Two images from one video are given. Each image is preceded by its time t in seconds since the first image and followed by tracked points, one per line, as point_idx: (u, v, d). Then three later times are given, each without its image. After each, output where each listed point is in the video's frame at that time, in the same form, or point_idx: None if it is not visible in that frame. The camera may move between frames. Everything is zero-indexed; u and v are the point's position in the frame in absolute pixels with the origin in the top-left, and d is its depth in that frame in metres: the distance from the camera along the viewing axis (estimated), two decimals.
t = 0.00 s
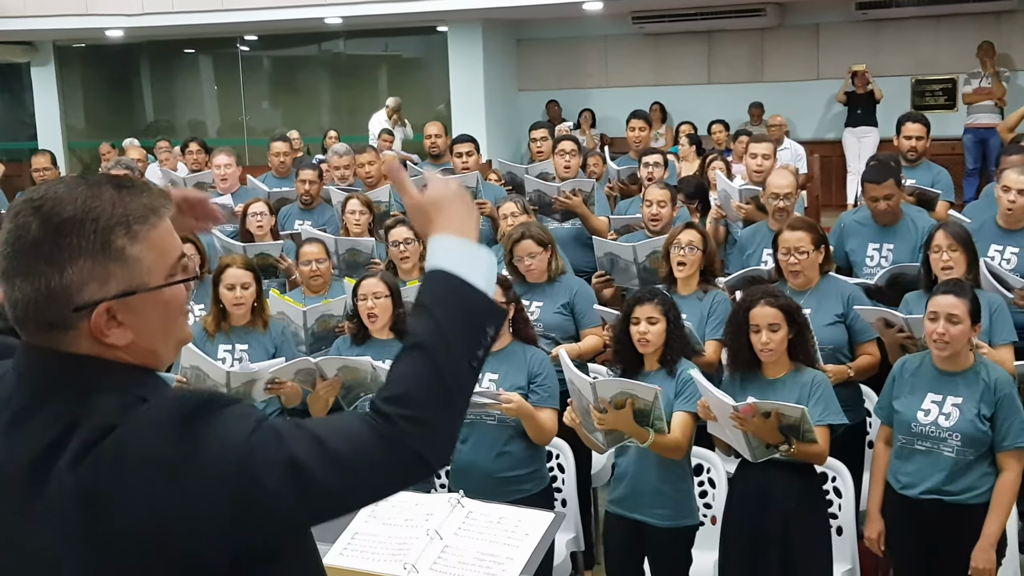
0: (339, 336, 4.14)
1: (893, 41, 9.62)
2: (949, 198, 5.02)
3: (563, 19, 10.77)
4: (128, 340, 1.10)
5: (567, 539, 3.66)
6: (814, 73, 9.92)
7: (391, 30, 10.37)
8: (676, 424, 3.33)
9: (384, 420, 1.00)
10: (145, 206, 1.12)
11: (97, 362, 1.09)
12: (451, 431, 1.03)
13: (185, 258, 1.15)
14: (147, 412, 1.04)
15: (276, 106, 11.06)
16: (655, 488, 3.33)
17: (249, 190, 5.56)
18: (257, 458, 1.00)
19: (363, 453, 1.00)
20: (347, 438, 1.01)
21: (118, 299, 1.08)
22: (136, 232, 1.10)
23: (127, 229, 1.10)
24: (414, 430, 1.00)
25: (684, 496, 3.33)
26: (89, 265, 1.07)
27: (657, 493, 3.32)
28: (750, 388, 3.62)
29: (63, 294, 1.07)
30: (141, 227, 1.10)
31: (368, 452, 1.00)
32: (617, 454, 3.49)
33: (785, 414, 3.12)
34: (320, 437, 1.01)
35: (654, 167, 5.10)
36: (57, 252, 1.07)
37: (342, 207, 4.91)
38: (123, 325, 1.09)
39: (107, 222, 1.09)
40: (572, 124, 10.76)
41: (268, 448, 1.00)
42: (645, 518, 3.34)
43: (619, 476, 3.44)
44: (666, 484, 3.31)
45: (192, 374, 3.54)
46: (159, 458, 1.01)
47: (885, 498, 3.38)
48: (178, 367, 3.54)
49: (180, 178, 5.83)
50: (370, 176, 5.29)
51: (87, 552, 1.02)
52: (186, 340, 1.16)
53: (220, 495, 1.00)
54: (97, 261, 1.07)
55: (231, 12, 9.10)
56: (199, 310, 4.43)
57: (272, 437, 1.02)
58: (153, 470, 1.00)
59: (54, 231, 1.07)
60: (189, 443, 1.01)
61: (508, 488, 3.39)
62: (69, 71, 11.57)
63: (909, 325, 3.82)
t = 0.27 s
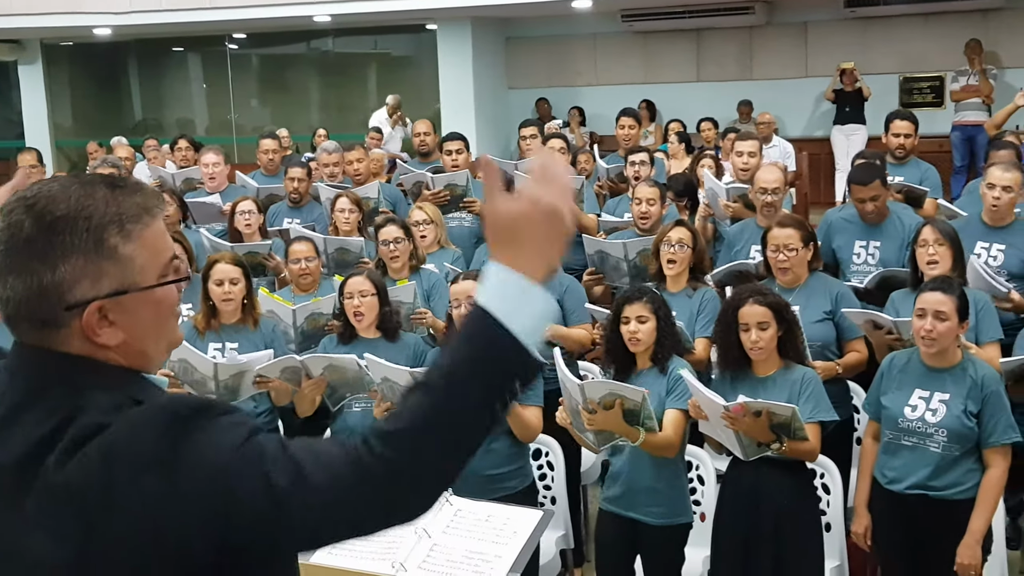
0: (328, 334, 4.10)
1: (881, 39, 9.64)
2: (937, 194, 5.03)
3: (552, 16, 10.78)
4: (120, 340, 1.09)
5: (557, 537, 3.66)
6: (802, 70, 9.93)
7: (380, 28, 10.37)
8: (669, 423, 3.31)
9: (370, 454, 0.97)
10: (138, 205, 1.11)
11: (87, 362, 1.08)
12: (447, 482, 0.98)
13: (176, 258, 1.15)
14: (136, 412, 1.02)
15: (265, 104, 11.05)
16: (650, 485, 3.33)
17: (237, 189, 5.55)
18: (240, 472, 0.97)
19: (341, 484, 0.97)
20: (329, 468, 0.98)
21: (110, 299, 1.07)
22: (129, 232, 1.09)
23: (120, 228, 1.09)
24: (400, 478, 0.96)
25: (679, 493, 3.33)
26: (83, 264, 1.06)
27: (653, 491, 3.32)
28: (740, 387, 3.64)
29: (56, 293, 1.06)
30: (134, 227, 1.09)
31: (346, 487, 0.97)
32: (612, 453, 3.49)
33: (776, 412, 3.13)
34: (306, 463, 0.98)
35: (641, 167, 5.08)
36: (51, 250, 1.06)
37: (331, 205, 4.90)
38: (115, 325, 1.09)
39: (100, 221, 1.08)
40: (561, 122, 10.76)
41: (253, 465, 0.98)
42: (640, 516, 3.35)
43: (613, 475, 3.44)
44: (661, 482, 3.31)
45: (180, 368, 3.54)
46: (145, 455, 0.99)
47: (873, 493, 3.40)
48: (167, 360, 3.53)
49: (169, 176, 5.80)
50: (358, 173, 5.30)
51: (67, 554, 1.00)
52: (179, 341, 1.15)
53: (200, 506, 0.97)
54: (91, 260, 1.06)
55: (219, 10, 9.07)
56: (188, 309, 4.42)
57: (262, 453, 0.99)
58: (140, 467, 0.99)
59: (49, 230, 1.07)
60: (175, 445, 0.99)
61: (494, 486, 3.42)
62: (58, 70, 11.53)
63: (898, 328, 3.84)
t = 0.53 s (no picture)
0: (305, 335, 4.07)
1: (858, 38, 9.70)
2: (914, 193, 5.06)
3: (531, 15, 10.79)
4: (89, 364, 1.13)
5: (536, 535, 3.67)
6: (780, 69, 9.99)
7: (359, 27, 10.35)
8: (647, 421, 3.31)
9: None
10: (106, 229, 1.16)
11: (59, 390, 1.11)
12: None
13: (145, 282, 1.20)
14: (116, 446, 1.08)
15: (243, 104, 11.01)
16: (629, 483, 3.33)
17: (214, 188, 5.52)
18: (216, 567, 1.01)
19: None
20: None
21: (80, 322, 1.12)
22: (98, 257, 1.14)
23: (90, 251, 1.14)
24: None
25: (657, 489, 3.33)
26: (53, 288, 1.11)
27: (633, 488, 3.33)
28: (719, 384, 3.66)
29: (26, 317, 1.10)
30: (103, 250, 1.15)
31: None
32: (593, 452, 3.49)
33: (755, 411, 3.14)
34: None
35: (615, 171, 5.06)
36: (20, 273, 1.10)
37: (309, 205, 4.89)
38: (84, 349, 1.13)
39: (69, 244, 1.13)
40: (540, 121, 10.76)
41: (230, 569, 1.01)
42: (620, 514, 3.36)
43: (593, 474, 3.45)
44: (641, 480, 3.33)
45: (157, 374, 3.57)
46: (131, 514, 1.01)
47: (848, 488, 3.42)
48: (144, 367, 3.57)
49: (145, 175, 5.77)
50: (336, 173, 5.28)
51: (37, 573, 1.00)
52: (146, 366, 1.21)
53: None
54: (62, 283, 1.11)
55: (197, 9, 9.02)
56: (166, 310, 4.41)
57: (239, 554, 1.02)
58: (127, 533, 1.01)
59: (18, 253, 1.11)
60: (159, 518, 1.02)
61: (467, 485, 3.48)
62: (33, 70, 11.44)
63: (874, 330, 3.86)
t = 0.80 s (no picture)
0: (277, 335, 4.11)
1: (828, 39, 9.77)
2: (883, 194, 5.10)
3: (504, 16, 10.80)
4: (45, 375, 1.15)
5: (508, 536, 3.68)
6: (752, 70, 10.04)
7: (331, 27, 10.32)
8: (613, 420, 3.35)
9: None
10: (64, 237, 1.18)
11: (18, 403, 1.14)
12: None
13: (104, 291, 1.22)
14: (78, 462, 1.12)
15: (215, 104, 10.95)
16: (595, 483, 3.34)
17: (184, 189, 5.48)
18: None
19: None
20: None
21: (36, 333, 1.14)
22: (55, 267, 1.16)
23: (47, 260, 1.16)
24: None
25: (623, 487, 3.35)
26: (9, 299, 1.13)
27: (599, 488, 3.34)
28: (689, 383, 3.68)
29: None
30: (60, 259, 1.17)
31: None
32: (559, 452, 3.51)
33: (724, 410, 3.15)
34: None
35: (587, 170, 5.06)
36: None
37: (280, 206, 4.87)
38: (40, 360, 1.15)
39: (24, 254, 1.15)
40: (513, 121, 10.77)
41: None
42: (586, 514, 3.36)
43: (560, 473, 3.45)
44: (606, 479, 3.34)
45: (126, 378, 3.56)
46: (111, 531, 1.07)
47: (816, 487, 3.45)
48: (113, 372, 3.55)
49: (114, 176, 5.72)
50: (308, 174, 5.26)
51: None
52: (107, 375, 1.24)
53: None
54: (18, 294, 1.13)
55: (168, 9, 8.96)
56: (138, 310, 4.39)
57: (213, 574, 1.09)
58: (107, 549, 1.06)
59: None
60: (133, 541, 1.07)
61: (437, 486, 3.49)
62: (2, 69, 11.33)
63: (843, 327, 3.90)
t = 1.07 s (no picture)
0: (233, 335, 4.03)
1: (785, 42, 9.87)
2: (837, 195, 5.16)
3: (463, 17, 10.81)
4: None
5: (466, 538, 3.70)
6: (709, 71, 10.12)
7: (289, 28, 10.28)
8: (563, 425, 3.38)
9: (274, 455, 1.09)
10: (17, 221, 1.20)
11: None
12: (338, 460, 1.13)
13: (58, 273, 1.21)
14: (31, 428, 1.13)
15: (172, 105, 10.87)
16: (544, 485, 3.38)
17: (139, 192, 5.44)
18: (163, 484, 1.09)
19: (272, 488, 1.08)
20: (253, 471, 1.09)
21: None
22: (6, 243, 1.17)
23: None
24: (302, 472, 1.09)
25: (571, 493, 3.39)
26: None
27: (546, 490, 3.37)
28: (644, 382, 3.71)
29: None
30: (11, 237, 1.18)
31: (272, 484, 1.09)
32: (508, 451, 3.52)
33: (681, 407, 3.17)
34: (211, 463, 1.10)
35: (547, 167, 5.09)
36: None
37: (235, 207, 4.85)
38: None
39: None
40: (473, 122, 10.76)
41: (173, 481, 1.10)
42: (533, 515, 3.39)
43: (508, 474, 3.48)
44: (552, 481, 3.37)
45: (80, 372, 3.53)
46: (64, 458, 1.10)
47: (770, 487, 3.48)
48: (67, 364, 3.52)
49: (66, 179, 5.66)
50: (265, 175, 5.24)
51: None
52: (59, 357, 1.21)
53: (141, 516, 1.09)
54: None
55: (121, 9, 8.89)
56: (97, 312, 4.37)
57: (175, 463, 1.11)
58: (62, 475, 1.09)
59: None
60: (95, 456, 1.11)
61: (391, 489, 3.49)
62: None
63: (798, 326, 3.94)
